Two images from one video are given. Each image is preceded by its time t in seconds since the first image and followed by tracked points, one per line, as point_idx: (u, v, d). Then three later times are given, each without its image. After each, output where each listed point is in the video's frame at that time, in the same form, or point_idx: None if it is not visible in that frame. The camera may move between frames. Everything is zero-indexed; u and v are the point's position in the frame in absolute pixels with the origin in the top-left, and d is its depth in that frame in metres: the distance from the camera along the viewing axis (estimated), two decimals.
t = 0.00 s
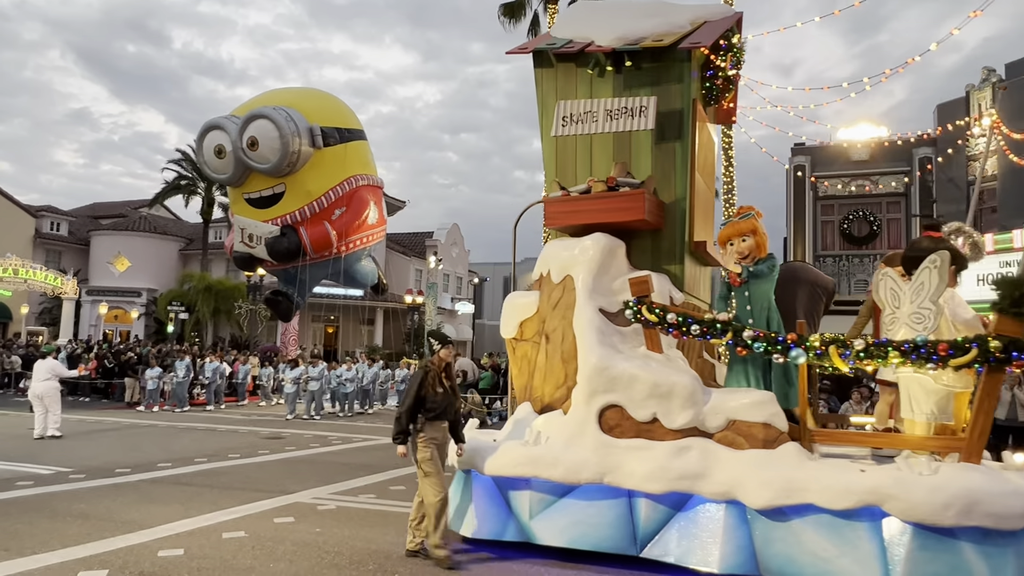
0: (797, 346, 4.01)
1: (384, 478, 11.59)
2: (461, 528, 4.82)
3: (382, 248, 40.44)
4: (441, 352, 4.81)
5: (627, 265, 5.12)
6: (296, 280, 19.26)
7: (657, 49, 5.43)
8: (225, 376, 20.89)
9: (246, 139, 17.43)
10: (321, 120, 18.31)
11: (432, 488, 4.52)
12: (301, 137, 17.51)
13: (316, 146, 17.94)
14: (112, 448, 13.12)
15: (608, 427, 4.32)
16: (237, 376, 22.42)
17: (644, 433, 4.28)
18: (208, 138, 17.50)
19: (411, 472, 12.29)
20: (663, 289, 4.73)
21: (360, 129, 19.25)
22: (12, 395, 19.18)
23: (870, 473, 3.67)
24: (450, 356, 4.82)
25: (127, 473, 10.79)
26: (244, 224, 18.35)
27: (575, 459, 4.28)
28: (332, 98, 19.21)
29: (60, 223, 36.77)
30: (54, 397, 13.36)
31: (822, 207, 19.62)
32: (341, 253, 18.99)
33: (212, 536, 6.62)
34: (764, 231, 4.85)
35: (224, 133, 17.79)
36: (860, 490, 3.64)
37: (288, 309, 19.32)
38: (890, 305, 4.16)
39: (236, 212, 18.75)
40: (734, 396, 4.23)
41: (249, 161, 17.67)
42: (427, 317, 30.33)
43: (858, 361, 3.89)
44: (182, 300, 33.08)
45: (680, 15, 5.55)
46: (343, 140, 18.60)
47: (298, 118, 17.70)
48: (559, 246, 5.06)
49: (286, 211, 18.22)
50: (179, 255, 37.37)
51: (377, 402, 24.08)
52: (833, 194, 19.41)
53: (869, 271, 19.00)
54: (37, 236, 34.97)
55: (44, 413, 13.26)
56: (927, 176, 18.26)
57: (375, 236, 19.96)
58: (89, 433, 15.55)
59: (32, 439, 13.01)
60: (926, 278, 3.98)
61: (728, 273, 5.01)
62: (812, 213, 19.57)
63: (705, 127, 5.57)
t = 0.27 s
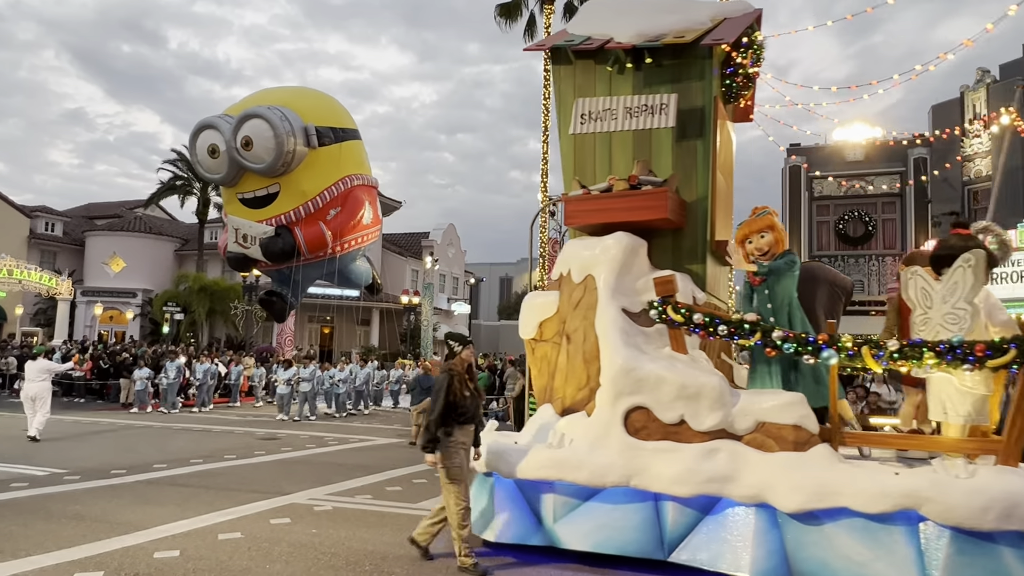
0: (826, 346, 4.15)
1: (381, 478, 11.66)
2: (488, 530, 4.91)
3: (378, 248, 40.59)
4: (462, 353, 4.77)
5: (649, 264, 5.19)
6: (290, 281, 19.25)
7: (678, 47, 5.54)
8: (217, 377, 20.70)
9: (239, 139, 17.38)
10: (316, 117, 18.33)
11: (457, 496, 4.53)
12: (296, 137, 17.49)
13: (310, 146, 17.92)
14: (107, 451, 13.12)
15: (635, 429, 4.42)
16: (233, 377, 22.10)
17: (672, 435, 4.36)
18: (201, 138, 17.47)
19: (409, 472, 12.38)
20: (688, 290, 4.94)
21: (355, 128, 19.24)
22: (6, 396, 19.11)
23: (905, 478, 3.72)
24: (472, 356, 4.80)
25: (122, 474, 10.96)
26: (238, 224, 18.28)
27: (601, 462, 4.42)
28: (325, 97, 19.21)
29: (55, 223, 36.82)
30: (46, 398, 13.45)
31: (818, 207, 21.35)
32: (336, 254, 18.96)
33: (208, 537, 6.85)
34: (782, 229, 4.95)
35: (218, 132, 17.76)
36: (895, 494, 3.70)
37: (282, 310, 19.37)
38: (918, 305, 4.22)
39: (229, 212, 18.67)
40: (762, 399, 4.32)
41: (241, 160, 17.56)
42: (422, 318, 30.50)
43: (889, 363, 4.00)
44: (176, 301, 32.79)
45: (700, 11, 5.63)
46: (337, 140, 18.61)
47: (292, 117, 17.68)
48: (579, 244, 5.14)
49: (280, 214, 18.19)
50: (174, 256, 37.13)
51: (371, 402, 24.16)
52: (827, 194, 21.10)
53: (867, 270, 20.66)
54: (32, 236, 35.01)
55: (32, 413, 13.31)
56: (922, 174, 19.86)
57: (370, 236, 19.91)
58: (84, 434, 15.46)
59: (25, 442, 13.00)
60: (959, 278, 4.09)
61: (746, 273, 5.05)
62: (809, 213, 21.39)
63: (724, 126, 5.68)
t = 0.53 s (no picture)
0: (861, 346, 4.13)
1: (378, 478, 11.63)
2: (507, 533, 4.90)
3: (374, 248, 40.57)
4: (485, 352, 4.85)
5: (671, 262, 5.20)
6: (284, 281, 19.20)
7: (700, 41, 5.54)
8: (209, 377, 20.56)
9: (234, 138, 17.40)
10: (312, 116, 18.27)
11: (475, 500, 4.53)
12: (292, 136, 17.53)
13: (306, 144, 17.94)
14: (103, 452, 13.06)
15: (662, 430, 4.41)
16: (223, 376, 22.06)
17: (699, 436, 4.35)
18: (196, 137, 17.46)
19: (407, 472, 12.37)
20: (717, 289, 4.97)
21: (350, 127, 19.15)
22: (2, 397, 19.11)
23: (942, 479, 3.70)
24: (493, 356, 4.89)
25: (117, 475, 11.07)
26: (233, 223, 18.28)
27: (627, 464, 4.42)
28: (319, 94, 19.15)
29: (50, 223, 36.83)
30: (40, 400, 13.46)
31: (815, 206, 21.93)
32: (331, 254, 19.00)
33: (204, 537, 7.04)
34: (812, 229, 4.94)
35: (212, 131, 17.76)
36: (934, 496, 3.68)
37: (276, 310, 19.20)
38: (948, 304, 4.23)
39: (224, 211, 18.67)
40: (793, 396, 4.27)
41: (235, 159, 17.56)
42: (418, 317, 30.54)
43: (923, 362, 4.01)
44: (172, 301, 32.71)
45: (722, 5, 5.62)
46: (333, 139, 18.58)
47: (288, 115, 17.66)
48: (599, 242, 5.14)
49: (275, 213, 18.18)
50: (170, 256, 37.16)
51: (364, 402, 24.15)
52: (824, 194, 21.67)
53: (863, 269, 21.26)
54: (26, 237, 35.03)
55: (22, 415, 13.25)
56: (916, 175, 20.41)
57: (365, 236, 19.91)
58: (79, 436, 15.34)
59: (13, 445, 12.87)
60: (991, 278, 4.08)
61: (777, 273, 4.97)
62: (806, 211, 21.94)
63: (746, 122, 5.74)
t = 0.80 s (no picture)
0: (900, 346, 4.18)
1: (376, 478, 11.59)
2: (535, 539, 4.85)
3: (371, 249, 40.53)
4: (515, 355, 4.75)
5: (697, 261, 5.36)
6: (279, 281, 19.10)
7: (723, 37, 5.67)
8: (203, 379, 20.49)
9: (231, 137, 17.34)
10: (310, 116, 18.21)
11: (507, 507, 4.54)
12: (290, 135, 17.47)
13: (304, 144, 17.89)
14: (101, 453, 13.03)
15: (691, 432, 4.48)
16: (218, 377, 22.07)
17: (731, 438, 4.42)
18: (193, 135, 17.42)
19: (405, 472, 12.35)
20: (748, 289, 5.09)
21: (347, 127, 19.07)
22: None
23: (983, 481, 3.76)
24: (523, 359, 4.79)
25: (115, 476, 11.07)
26: (229, 222, 18.26)
27: (657, 466, 4.46)
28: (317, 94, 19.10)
29: (47, 224, 36.80)
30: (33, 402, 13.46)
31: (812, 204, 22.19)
32: (328, 254, 18.87)
33: (203, 538, 7.16)
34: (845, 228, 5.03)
35: (209, 130, 17.73)
36: (977, 498, 3.71)
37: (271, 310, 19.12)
38: (984, 304, 4.67)
39: (220, 209, 18.63)
40: (824, 399, 4.36)
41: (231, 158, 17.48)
42: (416, 318, 30.53)
43: (962, 362, 4.13)
44: (170, 303, 32.74)
45: None
46: (331, 139, 18.49)
47: (286, 115, 17.61)
48: (624, 242, 5.33)
49: (270, 213, 18.09)
50: (167, 257, 37.10)
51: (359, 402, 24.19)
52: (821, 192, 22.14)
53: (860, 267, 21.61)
54: (23, 238, 35.04)
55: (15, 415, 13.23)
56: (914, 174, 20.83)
57: (361, 236, 19.72)
58: (76, 437, 15.23)
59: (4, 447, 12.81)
60: None
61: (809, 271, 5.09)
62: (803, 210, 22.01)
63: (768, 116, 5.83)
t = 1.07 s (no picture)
0: (937, 343, 4.30)
1: (376, 478, 11.58)
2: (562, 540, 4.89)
3: (370, 248, 40.51)
4: (546, 352, 4.79)
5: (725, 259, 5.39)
6: (276, 281, 19.29)
7: (748, 33, 5.73)
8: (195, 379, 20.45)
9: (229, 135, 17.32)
10: (308, 115, 18.20)
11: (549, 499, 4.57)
12: (288, 133, 17.51)
13: (302, 143, 17.92)
14: (101, 454, 13.02)
15: (726, 433, 4.53)
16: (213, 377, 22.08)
17: (765, 439, 4.48)
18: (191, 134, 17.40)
19: (405, 472, 12.35)
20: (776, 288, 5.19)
21: (344, 125, 19.14)
22: None
23: None
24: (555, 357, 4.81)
25: (114, 476, 11.08)
26: (227, 221, 18.32)
27: (691, 467, 4.50)
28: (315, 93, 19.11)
29: (45, 225, 36.78)
30: (26, 403, 13.42)
31: (810, 205, 21.66)
32: (326, 253, 19.15)
33: (203, 538, 7.25)
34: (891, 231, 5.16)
35: (208, 129, 17.72)
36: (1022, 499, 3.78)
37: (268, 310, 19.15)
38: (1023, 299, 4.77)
39: (217, 209, 18.64)
40: (860, 399, 4.43)
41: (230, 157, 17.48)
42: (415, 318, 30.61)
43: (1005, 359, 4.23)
44: (168, 303, 32.63)
45: None
46: (329, 138, 18.58)
47: (285, 113, 17.66)
48: (650, 240, 5.38)
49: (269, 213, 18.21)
50: (166, 257, 37.05)
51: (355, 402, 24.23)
52: (820, 192, 21.50)
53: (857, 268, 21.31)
54: (21, 239, 35.04)
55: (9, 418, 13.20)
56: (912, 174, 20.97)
57: (360, 235, 20.01)
58: (75, 438, 15.17)
59: None
60: None
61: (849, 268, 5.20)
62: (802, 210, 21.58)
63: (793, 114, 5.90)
